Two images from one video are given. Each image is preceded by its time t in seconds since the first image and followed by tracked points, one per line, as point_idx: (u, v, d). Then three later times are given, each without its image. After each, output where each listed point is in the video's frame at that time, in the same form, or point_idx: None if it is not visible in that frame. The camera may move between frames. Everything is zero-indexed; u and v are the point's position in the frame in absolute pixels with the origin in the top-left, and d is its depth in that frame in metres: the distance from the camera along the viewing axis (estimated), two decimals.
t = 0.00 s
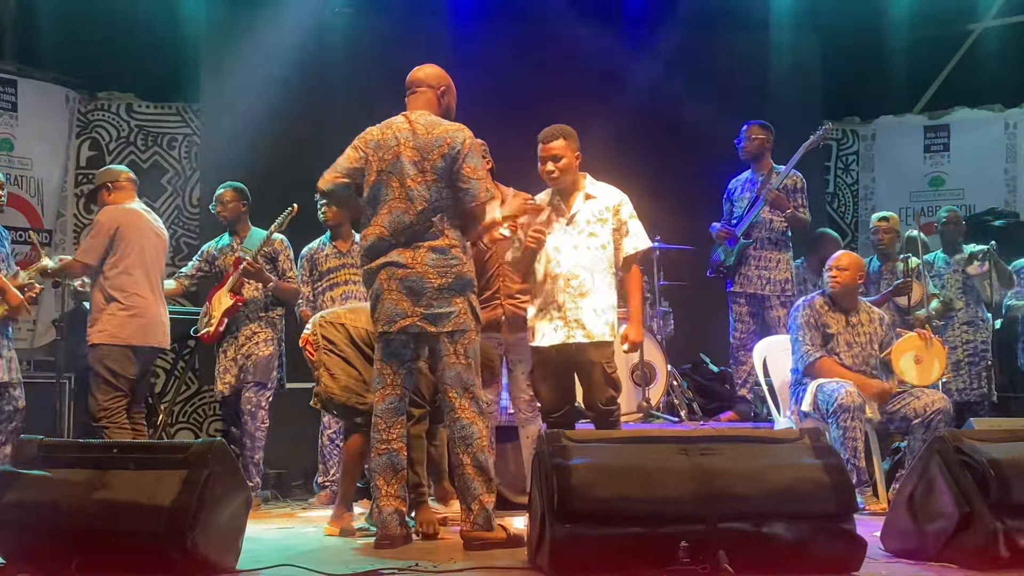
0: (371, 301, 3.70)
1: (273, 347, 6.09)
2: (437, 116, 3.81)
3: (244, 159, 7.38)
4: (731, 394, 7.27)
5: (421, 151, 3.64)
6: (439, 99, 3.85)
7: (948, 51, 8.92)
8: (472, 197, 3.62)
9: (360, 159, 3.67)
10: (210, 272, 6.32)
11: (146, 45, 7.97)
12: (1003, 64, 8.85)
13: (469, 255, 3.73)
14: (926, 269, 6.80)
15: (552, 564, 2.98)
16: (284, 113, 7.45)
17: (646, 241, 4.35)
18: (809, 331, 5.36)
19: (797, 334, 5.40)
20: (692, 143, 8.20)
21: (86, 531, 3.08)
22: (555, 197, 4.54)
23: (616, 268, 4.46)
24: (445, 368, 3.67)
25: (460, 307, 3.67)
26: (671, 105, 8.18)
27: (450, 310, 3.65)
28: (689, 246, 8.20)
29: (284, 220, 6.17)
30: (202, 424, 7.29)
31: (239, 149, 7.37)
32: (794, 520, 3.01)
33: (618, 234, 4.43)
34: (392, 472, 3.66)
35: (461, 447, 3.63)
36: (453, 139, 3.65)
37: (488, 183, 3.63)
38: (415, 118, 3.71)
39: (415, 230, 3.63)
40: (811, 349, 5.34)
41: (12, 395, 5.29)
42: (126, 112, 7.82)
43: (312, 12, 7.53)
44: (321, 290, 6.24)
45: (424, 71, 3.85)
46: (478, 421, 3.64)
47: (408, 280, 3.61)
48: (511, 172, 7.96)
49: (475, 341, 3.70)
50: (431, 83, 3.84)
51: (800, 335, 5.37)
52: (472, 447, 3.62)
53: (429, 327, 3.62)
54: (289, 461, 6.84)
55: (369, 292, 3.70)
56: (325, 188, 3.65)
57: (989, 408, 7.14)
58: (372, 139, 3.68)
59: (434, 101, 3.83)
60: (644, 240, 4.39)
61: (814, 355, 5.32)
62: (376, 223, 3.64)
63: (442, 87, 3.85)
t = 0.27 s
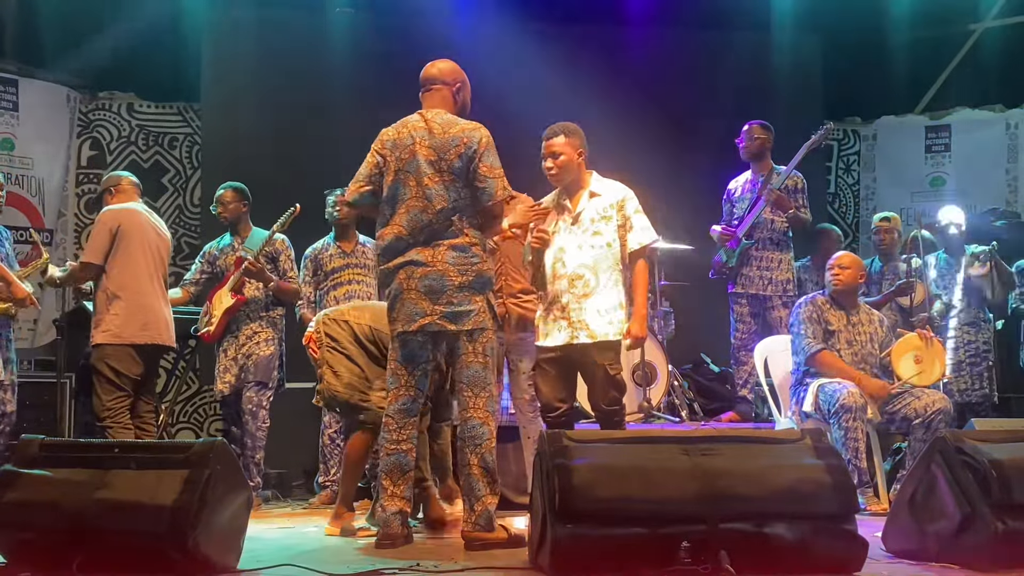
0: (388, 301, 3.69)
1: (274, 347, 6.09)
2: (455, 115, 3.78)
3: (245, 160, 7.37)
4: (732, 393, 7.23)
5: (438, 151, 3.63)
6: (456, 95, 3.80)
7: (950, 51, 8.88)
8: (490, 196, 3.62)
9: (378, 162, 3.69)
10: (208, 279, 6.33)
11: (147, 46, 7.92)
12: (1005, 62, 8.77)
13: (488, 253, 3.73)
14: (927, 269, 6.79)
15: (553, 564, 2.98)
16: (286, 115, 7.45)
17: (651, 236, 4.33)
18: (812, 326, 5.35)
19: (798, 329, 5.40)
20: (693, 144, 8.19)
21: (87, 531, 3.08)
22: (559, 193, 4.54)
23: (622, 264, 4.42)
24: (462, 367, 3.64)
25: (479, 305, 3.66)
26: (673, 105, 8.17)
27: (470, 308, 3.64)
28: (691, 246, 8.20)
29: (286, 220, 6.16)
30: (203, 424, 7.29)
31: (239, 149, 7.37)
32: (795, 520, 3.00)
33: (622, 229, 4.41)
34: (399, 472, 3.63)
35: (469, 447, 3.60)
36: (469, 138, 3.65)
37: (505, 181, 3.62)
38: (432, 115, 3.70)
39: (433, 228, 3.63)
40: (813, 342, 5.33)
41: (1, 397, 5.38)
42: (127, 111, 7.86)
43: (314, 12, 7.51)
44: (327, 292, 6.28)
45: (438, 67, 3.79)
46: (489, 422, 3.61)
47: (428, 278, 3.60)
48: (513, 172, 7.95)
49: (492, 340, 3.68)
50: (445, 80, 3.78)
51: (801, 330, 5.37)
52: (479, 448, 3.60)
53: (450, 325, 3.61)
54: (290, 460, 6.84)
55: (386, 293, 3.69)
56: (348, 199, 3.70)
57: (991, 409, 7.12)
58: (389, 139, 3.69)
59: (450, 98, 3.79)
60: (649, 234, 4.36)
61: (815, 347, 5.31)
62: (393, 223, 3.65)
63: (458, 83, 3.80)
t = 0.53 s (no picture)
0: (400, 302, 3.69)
1: (274, 347, 6.09)
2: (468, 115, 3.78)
3: (246, 160, 7.37)
4: (733, 394, 7.20)
5: (449, 151, 3.63)
6: (469, 95, 3.81)
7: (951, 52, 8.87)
8: (503, 201, 3.59)
9: (386, 152, 3.70)
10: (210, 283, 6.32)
11: (147, 47, 7.89)
12: (1006, 62, 8.77)
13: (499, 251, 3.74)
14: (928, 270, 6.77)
15: (554, 564, 2.97)
16: (287, 114, 7.46)
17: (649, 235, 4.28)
18: (811, 321, 5.38)
19: (796, 324, 5.42)
20: (694, 144, 8.19)
21: (88, 530, 3.08)
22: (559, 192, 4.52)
23: (621, 265, 4.39)
24: (470, 366, 3.63)
25: (490, 305, 3.64)
26: (674, 106, 8.16)
27: (481, 307, 3.62)
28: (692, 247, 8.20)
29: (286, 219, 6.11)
30: (203, 424, 7.28)
31: (240, 150, 7.37)
32: (797, 521, 3.00)
33: (620, 230, 4.38)
34: (404, 472, 3.62)
35: (474, 448, 3.59)
36: (481, 140, 3.62)
37: (519, 184, 3.60)
38: (444, 115, 3.70)
39: (443, 228, 3.62)
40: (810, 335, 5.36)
41: None
42: (128, 111, 7.87)
43: (315, 14, 7.56)
44: (329, 291, 6.28)
45: (451, 67, 3.79)
46: (495, 422, 3.61)
47: (440, 277, 3.60)
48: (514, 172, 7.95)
49: (502, 339, 3.66)
50: (459, 79, 3.78)
51: (798, 325, 5.39)
52: (485, 448, 3.59)
53: (462, 325, 3.60)
54: (290, 461, 6.84)
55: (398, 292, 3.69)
56: (344, 172, 3.66)
57: (992, 410, 7.13)
58: (401, 135, 3.71)
59: (463, 98, 3.79)
60: (648, 234, 4.31)
61: (811, 343, 5.34)
62: (402, 221, 3.64)
63: (472, 83, 3.81)
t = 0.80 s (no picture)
0: (402, 301, 3.69)
1: (274, 347, 6.09)
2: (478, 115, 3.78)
3: (249, 160, 7.38)
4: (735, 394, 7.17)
5: (460, 151, 3.63)
6: (479, 95, 3.81)
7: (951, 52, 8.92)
8: (507, 202, 3.59)
9: (394, 147, 3.72)
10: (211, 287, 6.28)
11: (149, 47, 7.90)
12: (1006, 63, 8.73)
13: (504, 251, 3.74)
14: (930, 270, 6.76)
15: (556, 563, 2.98)
16: (289, 115, 7.46)
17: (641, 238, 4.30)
18: (815, 325, 5.36)
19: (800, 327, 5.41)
20: (696, 144, 8.19)
21: (90, 529, 3.08)
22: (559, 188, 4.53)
23: (618, 263, 4.39)
24: (473, 366, 3.62)
25: (495, 305, 3.64)
26: (676, 106, 8.16)
27: (486, 308, 3.62)
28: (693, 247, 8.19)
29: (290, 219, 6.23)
30: (205, 424, 7.29)
31: (242, 150, 7.37)
32: (798, 521, 3.00)
33: (618, 231, 4.40)
34: (407, 473, 3.63)
35: (476, 448, 3.60)
36: (493, 141, 3.62)
37: (524, 188, 3.58)
38: (454, 114, 3.70)
39: (450, 227, 3.62)
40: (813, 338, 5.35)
41: None
42: (130, 111, 7.89)
43: (318, 14, 7.56)
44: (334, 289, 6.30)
45: (460, 67, 3.79)
46: (497, 422, 3.61)
47: (445, 276, 3.60)
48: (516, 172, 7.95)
49: (505, 339, 3.66)
50: (468, 79, 3.78)
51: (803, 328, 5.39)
52: (487, 449, 3.59)
53: (468, 324, 3.60)
54: (292, 460, 6.85)
55: (399, 290, 3.69)
56: (352, 163, 3.69)
57: (994, 410, 7.12)
58: (410, 131, 3.71)
59: (473, 98, 3.79)
60: (642, 237, 4.32)
61: (816, 345, 5.33)
62: (406, 217, 3.65)
63: (481, 84, 3.81)
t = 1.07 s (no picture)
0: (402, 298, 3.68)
1: (276, 347, 6.09)
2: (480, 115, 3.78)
3: (250, 160, 7.38)
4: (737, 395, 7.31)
5: (465, 151, 3.64)
6: (483, 95, 3.81)
7: (953, 53, 8.86)
8: (512, 199, 3.63)
9: (399, 146, 3.67)
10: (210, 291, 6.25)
11: (152, 47, 7.91)
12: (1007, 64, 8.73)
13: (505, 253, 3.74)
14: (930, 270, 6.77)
15: (557, 563, 2.98)
16: (290, 115, 7.47)
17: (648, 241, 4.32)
18: (819, 322, 5.37)
19: (805, 322, 5.41)
20: (698, 145, 8.19)
21: (92, 529, 3.09)
22: (558, 188, 4.51)
23: (620, 266, 4.41)
24: (474, 366, 3.62)
25: (495, 305, 3.65)
26: (678, 106, 8.16)
27: (486, 308, 3.63)
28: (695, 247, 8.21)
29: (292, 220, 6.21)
30: (206, 424, 7.28)
31: (243, 150, 7.37)
32: (800, 521, 3.00)
33: (621, 232, 4.40)
34: (407, 473, 3.63)
35: (478, 448, 3.60)
36: (499, 141, 3.65)
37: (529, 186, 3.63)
38: (459, 114, 3.70)
39: (453, 227, 3.62)
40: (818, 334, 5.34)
41: None
42: (132, 111, 7.88)
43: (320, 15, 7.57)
44: (331, 296, 6.26)
45: (464, 67, 3.79)
46: (498, 422, 3.60)
47: (445, 275, 3.61)
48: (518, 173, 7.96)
49: (505, 339, 3.66)
50: (472, 79, 3.78)
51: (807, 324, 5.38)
52: (488, 449, 3.59)
53: (466, 324, 3.61)
54: (294, 460, 6.85)
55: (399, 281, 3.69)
56: (357, 160, 3.61)
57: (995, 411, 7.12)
58: (415, 131, 3.69)
59: (476, 98, 3.79)
60: (647, 239, 4.34)
61: (819, 341, 5.32)
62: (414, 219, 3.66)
63: (485, 84, 3.81)
